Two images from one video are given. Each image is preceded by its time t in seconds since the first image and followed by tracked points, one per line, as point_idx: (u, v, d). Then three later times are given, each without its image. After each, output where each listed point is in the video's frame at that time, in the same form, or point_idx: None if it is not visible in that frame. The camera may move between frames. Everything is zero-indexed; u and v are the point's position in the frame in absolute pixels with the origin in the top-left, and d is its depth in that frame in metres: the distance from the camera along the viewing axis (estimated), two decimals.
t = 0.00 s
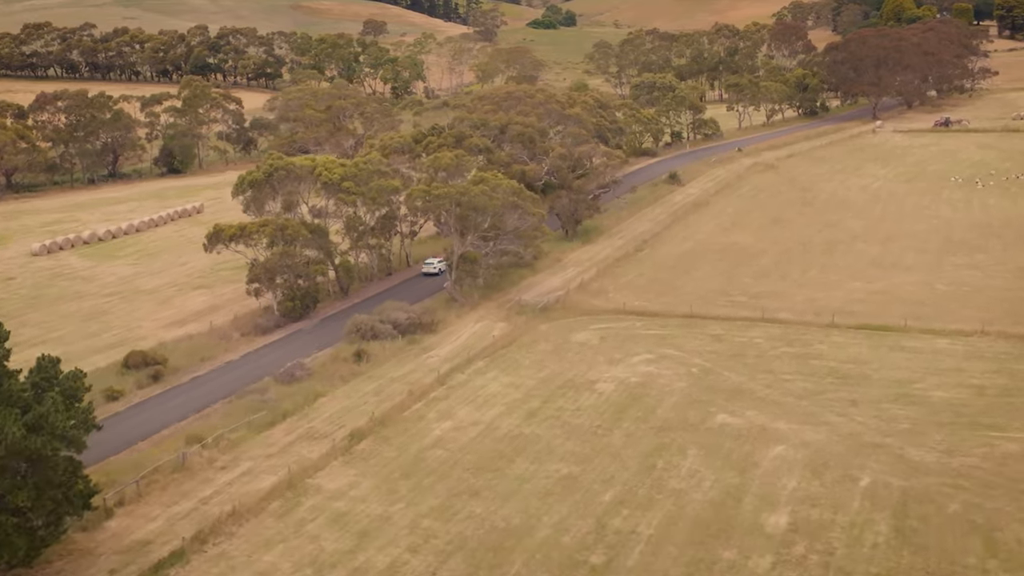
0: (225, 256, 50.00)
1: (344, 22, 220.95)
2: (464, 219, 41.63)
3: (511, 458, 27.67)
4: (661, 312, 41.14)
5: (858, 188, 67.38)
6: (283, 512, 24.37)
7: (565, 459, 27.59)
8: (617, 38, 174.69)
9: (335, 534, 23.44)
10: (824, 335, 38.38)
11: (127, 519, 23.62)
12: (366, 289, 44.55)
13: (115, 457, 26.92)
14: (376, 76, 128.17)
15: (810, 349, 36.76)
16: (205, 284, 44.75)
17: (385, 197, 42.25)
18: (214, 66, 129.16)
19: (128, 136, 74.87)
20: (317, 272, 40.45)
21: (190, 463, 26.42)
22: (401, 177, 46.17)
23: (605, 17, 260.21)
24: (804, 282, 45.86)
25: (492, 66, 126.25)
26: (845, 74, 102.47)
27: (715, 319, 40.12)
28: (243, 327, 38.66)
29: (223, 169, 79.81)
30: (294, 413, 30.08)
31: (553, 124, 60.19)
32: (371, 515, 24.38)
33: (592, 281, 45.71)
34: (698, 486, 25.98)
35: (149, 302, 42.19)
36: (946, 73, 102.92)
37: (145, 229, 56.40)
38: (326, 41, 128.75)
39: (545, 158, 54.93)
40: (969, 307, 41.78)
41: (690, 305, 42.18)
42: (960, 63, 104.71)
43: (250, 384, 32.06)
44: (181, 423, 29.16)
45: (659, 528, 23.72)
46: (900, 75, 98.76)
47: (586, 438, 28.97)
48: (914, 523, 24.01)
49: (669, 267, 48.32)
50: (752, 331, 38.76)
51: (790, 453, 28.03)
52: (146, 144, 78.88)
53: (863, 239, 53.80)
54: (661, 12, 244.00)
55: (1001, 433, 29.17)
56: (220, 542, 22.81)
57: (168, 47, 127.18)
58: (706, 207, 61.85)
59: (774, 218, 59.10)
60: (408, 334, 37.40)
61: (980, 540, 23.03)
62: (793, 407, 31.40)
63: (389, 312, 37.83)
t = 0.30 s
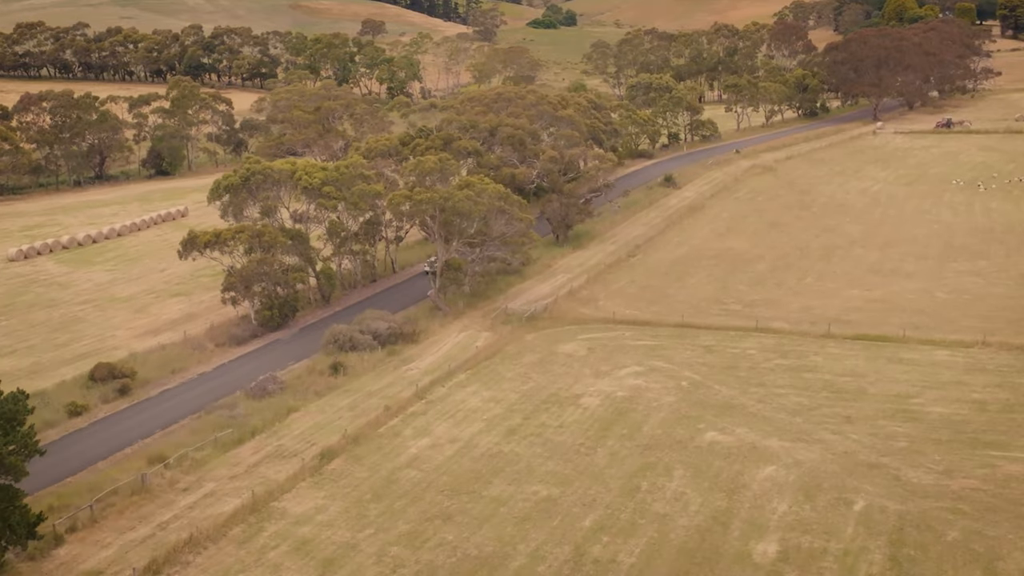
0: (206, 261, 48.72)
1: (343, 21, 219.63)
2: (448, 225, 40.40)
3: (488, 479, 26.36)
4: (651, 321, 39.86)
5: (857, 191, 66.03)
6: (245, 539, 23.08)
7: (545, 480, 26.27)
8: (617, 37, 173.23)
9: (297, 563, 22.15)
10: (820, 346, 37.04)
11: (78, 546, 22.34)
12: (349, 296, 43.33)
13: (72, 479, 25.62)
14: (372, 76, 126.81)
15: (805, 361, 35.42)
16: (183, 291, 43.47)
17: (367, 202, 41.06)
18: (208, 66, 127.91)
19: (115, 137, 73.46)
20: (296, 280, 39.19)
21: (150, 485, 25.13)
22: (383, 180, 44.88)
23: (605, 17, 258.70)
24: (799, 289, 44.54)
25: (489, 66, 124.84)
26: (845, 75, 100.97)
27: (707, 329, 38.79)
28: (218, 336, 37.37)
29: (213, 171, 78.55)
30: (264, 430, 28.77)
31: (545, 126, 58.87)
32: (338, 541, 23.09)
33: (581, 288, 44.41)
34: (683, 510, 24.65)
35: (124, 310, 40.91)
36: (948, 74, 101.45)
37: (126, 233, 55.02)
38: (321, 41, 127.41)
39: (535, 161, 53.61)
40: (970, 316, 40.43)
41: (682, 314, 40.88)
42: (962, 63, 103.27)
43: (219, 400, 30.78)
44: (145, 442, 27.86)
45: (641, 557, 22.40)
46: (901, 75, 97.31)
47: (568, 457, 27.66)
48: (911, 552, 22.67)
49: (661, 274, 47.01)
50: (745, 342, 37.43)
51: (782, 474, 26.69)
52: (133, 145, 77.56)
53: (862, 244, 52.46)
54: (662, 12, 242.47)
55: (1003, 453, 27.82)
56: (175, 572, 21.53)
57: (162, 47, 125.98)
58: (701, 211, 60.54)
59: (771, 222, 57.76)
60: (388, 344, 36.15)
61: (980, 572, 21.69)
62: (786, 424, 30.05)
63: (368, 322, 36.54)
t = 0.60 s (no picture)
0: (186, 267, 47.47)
1: (341, 21, 218.42)
2: (432, 232, 39.17)
3: (462, 502, 25.07)
4: (641, 331, 38.56)
5: (856, 195, 64.69)
6: (201, 569, 21.81)
7: (522, 504, 24.98)
8: (616, 37, 171.82)
9: None
10: (814, 358, 35.73)
11: None
12: (331, 304, 42.08)
13: (24, 502, 24.38)
14: (368, 77, 125.53)
15: (799, 375, 34.10)
16: (160, 299, 42.20)
17: (348, 208, 40.22)
18: (202, 66, 126.68)
19: (101, 138, 72.38)
20: (273, 288, 37.94)
21: (105, 509, 23.83)
22: (365, 185, 43.64)
23: (606, 17, 257.29)
24: (795, 298, 43.20)
25: (486, 66, 123.49)
26: (845, 75, 99.47)
27: (699, 341, 37.48)
28: (192, 347, 36.08)
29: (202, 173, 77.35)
30: (231, 448, 27.49)
31: (536, 128, 57.58)
32: (299, 572, 21.80)
33: (570, 296, 43.13)
34: (666, 538, 23.34)
35: (97, 319, 39.63)
36: (950, 74, 100.03)
37: (106, 238, 53.78)
38: (316, 41, 126.11)
39: (525, 164, 52.54)
40: (971, 327, 39.08)
41: (673, 324, 39.57)
42: (964, 64, 101.85)
43: (186, 415, 29.53)
44: (105, 462, 26.60)
45: None
46: (902, 76, 95.91)
47: (547, 478, 26.34)
48: None
49: (653, 281, 45.71)
50: (737, 354, 36.12)
51: (772, 498, 25.37)
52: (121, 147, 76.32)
53: (860, 250, 51.13)
54: (663, 11, 241.02)
55: (1006, 474, 26.47)
56: None
57: (155, 47, 124.88)
58: (696, 216, 59.27)
59: (767, 227, 56.44)
60: (367, 356, 34.89)
61: None
62: (778, 442, 28.71)
63: (347, 333, 35.32)
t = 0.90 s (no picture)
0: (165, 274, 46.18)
1: (340, 21, 217.15)
2: (414, 239, 37.90)
3: (435, 528, 23.75)
4: (631, 342, 37.25)
5: (855, 198, 63.32)
6: None
7: (498, 530, 23.65)
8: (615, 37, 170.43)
9: None
10: (810, 371, 34.38)
11: None
12: (312, 312, 40.79)
13: None
14: (363, 77, 124.30)
15: (793, 390, 32.74)
16: (135, 307, 40.87)
17: (327, 214, 39.05)
18: (196, 66, 125.31)
19: (87, 140, 71.18)
20: (249, 297, 36.63)
21: (55, 536, 22.52)
22: (347, 190, 42.43)
23: (606, 17, 255.70)
24: (791, 307, 41.85)
25: (483, 66, 122.16)
26: (845, 76, 97.75)
27: (690, 353, 36.13)
28: (164, 358, 34.73)
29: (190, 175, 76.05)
30: (195, 469, 26.16)
31: (527, 131, 56.31)
32: None
33: (559, 305, 41.84)
34: (649, 569, 22.00)
35: (69, 328, 38.34)
36: (952, 75, 98.62)
37: (85, 243, 52.52)
38: (311, 41, 124.68)
39: (515, 168, 51.23)
40: (973, 337, 37.71)
41: (664, 334, 38.27)
42: (966, 65, 100.41)
43: (150, 433, 28.23)
44: (60, 484, 25.30)
45: None
46: (903, 76, 94.49)
47: (526, 502, 25.01)
48: None
49: (645, 290, 44.40)
50: (729, 367, 34.80)
51: (762, 524, 24.02)
52: (108, 149, 75.02)
53: (859, 256, 49.80)
54: (663, 11, 239.47)
55: (1009, 498, 25.10)
56: None
57: (148, 47, 123.69)
58: (691, 221, 57.97)
59: (764, 232, 55.06)
60: (344, 369, 33.59)
61: None
62: (770, 463, 27.36)
63: (323, 345, 34.00)
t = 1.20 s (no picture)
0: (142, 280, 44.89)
1: (338, 20, 215.86)
2: (395, 247, 36.63)
3: (404, 558, 22.41)
4: (619, 354, 35.95)
5: (855, 202, 61.94)
6: None
7: (471, 560, 22.30)
8: (613, 37, 169.05)
9: None
10: (805, 386, 33.03)
11: None
12: (292, 322, 39.43)
13: None
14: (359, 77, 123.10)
15: (787, 406, 31.39)
16: (109, 316, 39.57)
17: (306, 220, 37.74)
18: (190, 66, 123.87)
19: (72, 141, 69.87)
20: (223, 307, 35.24)
21: None
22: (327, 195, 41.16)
23: (606, 17, 254.22)
24: (787, 316, 40.50)
25: (479, 67, 120.85)
26: (846, 77, 96.14)
27: (681, 366, 34.81)
28: (134, 370, 33.38)
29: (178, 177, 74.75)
30: (155, 492, 24.84)
31: (519, 133, 55.05)
32: None
33: (546, 314, 40.54)
34: None
35: (38, 338, 37.04)
36: (954, 76, 97.17)
37: (65, 248, 51.26)
38: (306, 41, 123.27)
39: (504, 171, 49.92)
40: (975, 349, 36.34)
41: (654, 346, 36.96)
42: (968, 65, 98.93)
43: (111, 454, 26.89)
44: (11, 510, 23.98)
45: None
46: (904, 77, 93.05)
47: (502, 529, 23.67)
48: None
49: (636, 298, 43.09)
50: (722, 381, 33.45)
51: (751, 554, 22.67)
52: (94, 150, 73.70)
53: (858, 262, 48.44)
54: (664, 11, 238.05)
55: (1013, 525, 23.72)
56: None
57: (142, 47, 122.44)
58: (686, 225, 56.65)
59: (760, 238, 53.70)
60: (320, 383, 32.22)
61: None
62: (762, 486, 26.01)
63: (299, 357, 32.63)
